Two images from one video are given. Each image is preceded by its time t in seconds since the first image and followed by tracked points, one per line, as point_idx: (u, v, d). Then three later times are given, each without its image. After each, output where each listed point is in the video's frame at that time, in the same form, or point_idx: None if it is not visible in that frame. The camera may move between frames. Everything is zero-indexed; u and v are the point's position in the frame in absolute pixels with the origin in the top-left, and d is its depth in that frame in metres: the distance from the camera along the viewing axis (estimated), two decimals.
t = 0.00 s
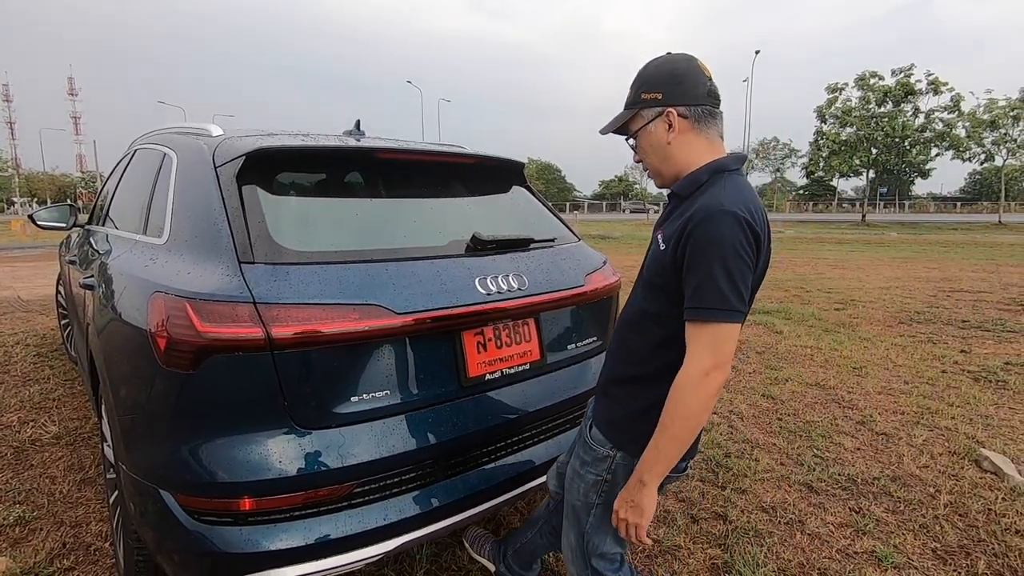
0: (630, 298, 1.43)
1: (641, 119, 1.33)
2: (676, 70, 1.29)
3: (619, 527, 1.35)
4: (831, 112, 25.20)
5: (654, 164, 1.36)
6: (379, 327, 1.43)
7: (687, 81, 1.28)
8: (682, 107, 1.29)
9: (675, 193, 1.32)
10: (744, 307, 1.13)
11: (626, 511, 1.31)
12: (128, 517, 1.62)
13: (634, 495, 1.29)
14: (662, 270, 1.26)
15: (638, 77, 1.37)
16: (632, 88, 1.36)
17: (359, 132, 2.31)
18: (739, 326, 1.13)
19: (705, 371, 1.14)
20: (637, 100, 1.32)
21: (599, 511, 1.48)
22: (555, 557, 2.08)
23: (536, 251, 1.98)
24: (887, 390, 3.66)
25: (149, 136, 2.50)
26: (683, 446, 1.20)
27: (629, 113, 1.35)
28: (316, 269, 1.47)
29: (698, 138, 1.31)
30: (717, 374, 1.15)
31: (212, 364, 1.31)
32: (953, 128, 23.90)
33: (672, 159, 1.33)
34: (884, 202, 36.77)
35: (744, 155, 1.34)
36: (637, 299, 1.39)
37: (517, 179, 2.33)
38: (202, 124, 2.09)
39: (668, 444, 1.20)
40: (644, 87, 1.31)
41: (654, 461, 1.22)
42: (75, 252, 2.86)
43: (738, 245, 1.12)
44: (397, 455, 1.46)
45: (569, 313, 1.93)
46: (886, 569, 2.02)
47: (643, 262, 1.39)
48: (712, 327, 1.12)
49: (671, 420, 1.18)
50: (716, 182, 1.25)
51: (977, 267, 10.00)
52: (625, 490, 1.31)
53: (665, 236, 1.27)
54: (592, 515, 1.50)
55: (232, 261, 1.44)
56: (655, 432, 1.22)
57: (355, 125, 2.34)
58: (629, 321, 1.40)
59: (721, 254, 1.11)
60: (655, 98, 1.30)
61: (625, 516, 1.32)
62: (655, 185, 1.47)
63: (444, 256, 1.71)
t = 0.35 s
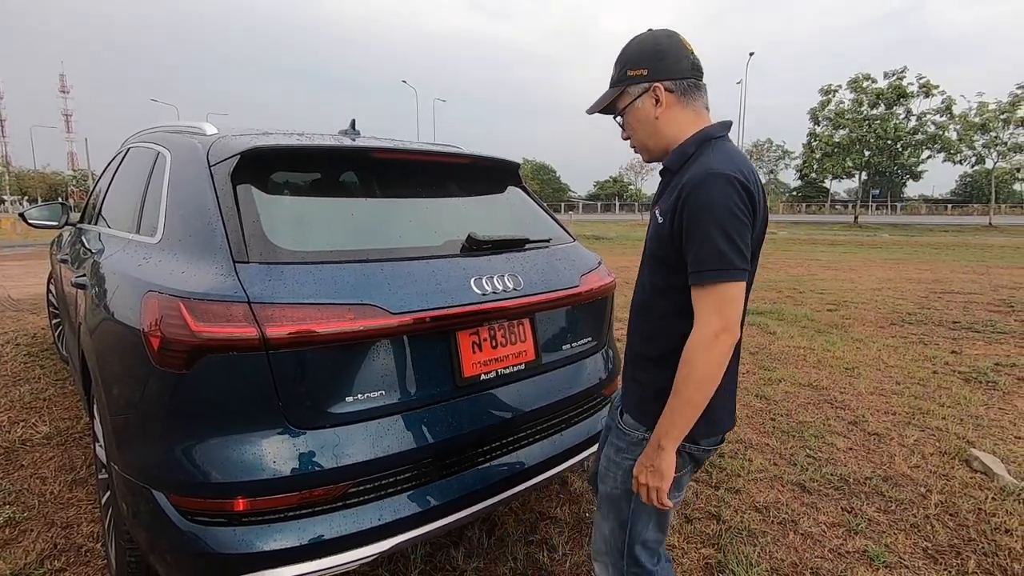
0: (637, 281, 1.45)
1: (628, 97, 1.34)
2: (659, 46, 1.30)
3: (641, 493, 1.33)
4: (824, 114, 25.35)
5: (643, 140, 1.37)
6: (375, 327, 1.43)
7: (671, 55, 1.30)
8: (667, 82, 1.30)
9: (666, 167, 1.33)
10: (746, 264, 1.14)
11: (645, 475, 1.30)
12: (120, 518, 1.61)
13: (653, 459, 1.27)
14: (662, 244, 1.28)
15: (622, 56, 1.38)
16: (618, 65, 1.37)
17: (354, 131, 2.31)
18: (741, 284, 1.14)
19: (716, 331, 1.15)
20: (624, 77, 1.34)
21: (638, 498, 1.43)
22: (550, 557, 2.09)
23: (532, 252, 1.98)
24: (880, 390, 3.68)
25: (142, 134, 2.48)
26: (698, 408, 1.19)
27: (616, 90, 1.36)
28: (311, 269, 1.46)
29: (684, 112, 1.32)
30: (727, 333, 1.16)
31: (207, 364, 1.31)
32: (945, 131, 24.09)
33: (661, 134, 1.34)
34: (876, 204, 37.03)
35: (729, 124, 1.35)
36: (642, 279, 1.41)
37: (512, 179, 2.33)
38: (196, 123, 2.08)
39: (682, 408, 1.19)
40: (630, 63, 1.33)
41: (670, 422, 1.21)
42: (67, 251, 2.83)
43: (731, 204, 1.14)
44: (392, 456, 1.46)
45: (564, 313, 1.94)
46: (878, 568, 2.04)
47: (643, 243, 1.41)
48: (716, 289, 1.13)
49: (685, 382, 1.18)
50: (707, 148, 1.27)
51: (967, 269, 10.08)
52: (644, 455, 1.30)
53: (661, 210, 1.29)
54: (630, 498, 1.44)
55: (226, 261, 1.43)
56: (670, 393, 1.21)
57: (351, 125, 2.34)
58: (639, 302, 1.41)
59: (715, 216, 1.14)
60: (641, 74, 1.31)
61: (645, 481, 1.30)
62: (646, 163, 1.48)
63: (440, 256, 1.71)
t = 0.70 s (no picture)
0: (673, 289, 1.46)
1: (651, 110, 1.36)
2: (681, 62, 1.33)
3: (691, 497, 1.31)
4: (819, 116, 25.45)
5: (666, 153, 1.39)
6: (373, 328, 1.43)
7: (693, 71, 1.32)
8: (690, 96, 1.33)
9: (691, 177, 1.34)
10: (779, 263, 1.15)
11: (694, 477, 1.28)
12: (115, 519, 1.61)
13: (703, 462, 1.26)
14: (694, 250, 1.30)
15: (642, 72, 1.41)
16: (640, 81, 1.40)
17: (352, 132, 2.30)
18: (777, 281, 1.15)
19: (753, 329, 1.15)
20: (646, 92, 1.36)
21: (662, 490, 1.41)
22: (547, 558, 2.09)
23: (529, 253, 1.99)
24: (875, 391, 3.70)
25: (138, 134, 2.48)
26: (744, 406, 1.19)
27: (639, 105, 1.38)
28: (309, 269, 1.46)
29: (707, 125, 1.35)
30: (767, 331, 1.16)
31: (203, 364, 1.30)
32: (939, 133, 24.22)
33: (684, 145, 1.36)
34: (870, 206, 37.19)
35: (750, 134, 1.37)
36: (677, 287, 1.42)
37: (509, 179, 2.34)
38: (192, 123, 2.08)
39: (727, 407, 1.19)
40: (653, 79, 1.35)
41: (719, 425, 1.21)
42: (62, 251, 2.82)
43: (758, 206, 1.16)
44: (390, 457, 1.46)
45: (562, 314, 1.94)
46: (873, 569, 2.04)
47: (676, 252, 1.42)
48: (750, 289, 1.14)
49: (728, 382, 1.18)
50: (732, 155, 1.28)
51: (960, 270, 10.12)
52: (692, 458, 1.29)
53: (690, 218, 1.31)
54: (654, 491, 1.43)
55: (223, 261, 1.43)
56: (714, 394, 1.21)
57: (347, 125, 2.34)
58: (676, 310, 1.42)
59: (743, 218, 1.15)
60: (664, 89, 1.34)
61: (695, 484, 1.29)
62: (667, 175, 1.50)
63: (437, 257, 1.71)
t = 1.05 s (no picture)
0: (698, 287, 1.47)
1: (678, 109, 1.38)
2: (710, 62, 1.34)
3: (714, 492, 1.32)
4: (816, 117, 25.53)
5: (693, 151, 1.40)
6: (372, 328, 1.43)
7: (722, 71, 1.33)
8: (717, 96, 1.34)
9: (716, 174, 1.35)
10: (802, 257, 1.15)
11: (718, 472, 1.29)
12: (112, 520, 1.60)
13: (725, 457, 1.27)
14: (718, 247, 1.31)
15: (672, 72, 1.43)
16: (669, 81, 1.41)
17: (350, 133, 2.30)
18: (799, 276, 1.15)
19: (774, 324, 1.15)
20: (674, 92, 1.38)
21: (684, 488, 1.41)
22: (545, 558, 2.09)
23: (528, 253, 1.99)
24: (873, 391, 3.71)
25: (134, 135, 2.47)
26: (767, 401, 1.19)
27: (667, 104, 1.40)
28: (307, 269, 1.46)
29: (734, 123, 1.35)
30: (789, 326, 1.15)
31: (202, 364, 1.30)
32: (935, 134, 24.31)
33: (710, 144, 1.37)
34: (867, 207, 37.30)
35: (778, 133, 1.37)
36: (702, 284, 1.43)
37: (507, 180, 2.34)
38: (189, 124, 2.08)
39: (750, 404, 1.19)
40: (682, 79, 1.37)
41: (741, 420, 1.21)
42: (58, 251, 2.81)
43: (780, 201, 1.16)
44: (389, 457, 1.46)
45: (561, 315, 1.94)
46: (870, 568, 2.05)
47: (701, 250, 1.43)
48: (771, 282, 1.14)
49: (751, 378, 1.18)
50: (755, 152, 1.29)
51: (956, 271, 10.15)
52: (717, 453, 1.29)
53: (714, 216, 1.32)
54: (676, 489, 1.43)
55: (222, 261, 1.43)
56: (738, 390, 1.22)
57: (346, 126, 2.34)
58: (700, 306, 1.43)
59: (764, 213, 1.16)
60: (691, 89, 1.35)
61: (718, 479, 1.30)
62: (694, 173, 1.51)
63: (436, 257, 1.71)
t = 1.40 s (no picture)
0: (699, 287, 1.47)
1: (683, 108, 1.38)
2: (717, 62, 1.34)
3: (703, 483, 1.33)
4: (815, 118, 25.55)
5: (697, 151, 1.40)
6: (371, 328, 1.43)
7: (728, 71, 1.33)
8: (723, 96, 1.34)
9: (721, 174, 1.36)
10: (804, 259, 1.15)
11: (708, 466, 1.30)
12: (111, 521, 1.60)
13: (717, 451, 1.27)
14: (720, 248, 1.30)
15: (679, 71, 1.42)
16: (675, 79, 1.41)
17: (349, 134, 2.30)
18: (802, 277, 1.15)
19: (775, 325, 1.15)
20: (680, 91, 1.38)
21: (685, 487, 1.41)
22: (544, 559, 2.09)
23: (528, 253, 1.99)
24: (873, 392, 3.71)
25: (134, 135, 2.47)
26: (763, 401, 1.19)
27: (672, 103, 1.40)
28: (306, 269, 1.46)
29: (739, 124, 1.35)
30: (789, 328, 1.15)
31: (201, 365, 1.30)
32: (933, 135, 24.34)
33: (714, 144, 1.37)
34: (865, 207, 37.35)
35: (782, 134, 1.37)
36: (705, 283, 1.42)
37: (507, 180, 2.34)
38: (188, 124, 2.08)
39: (746, 402, 1.20)
40: (689, 78, 1.37)
41: (735, 416, 1.22)
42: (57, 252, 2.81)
43: (783, 203, 1.16)
44: (389, 457, 1.46)
45: (561, 315, 1.94)
46: (869, 568, 2.05)
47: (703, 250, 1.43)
48: (774, 283, 1.14)
49: (747, 377, 1.19)
50: (759, 153, 1.29)
51: (955, 271, 10.16)
52: (708, 446, 1.30)
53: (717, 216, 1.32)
54: (676, 489, 1.43)
55: (221, 261, 1.43)
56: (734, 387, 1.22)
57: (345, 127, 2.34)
58: (702, 306, 1.43)
59: (767, 214, 1.16)
60: (697, 88, 1.35)
61: (708, 471, 1.30)
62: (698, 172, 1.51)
63: (436, 257, 1.71)
